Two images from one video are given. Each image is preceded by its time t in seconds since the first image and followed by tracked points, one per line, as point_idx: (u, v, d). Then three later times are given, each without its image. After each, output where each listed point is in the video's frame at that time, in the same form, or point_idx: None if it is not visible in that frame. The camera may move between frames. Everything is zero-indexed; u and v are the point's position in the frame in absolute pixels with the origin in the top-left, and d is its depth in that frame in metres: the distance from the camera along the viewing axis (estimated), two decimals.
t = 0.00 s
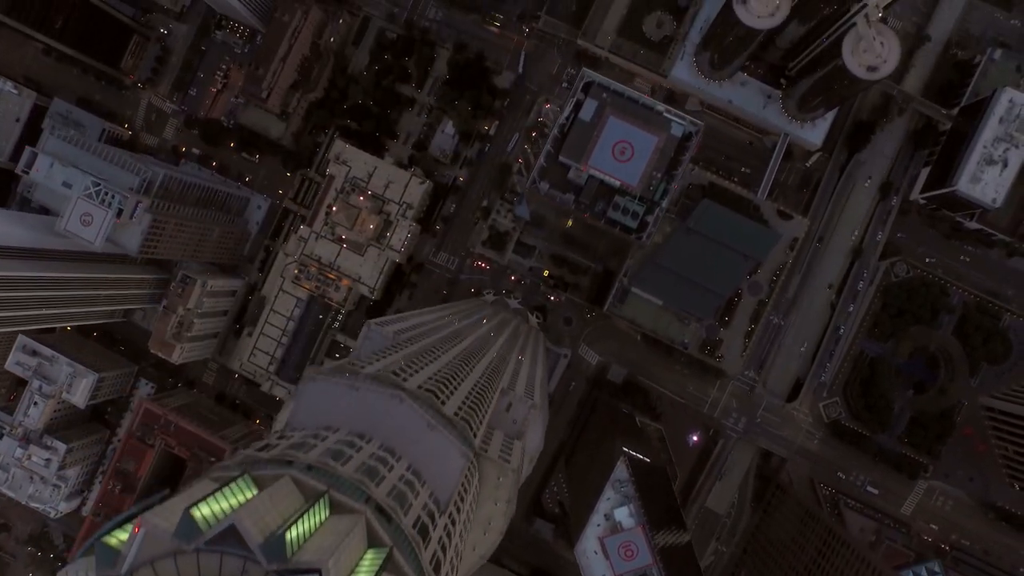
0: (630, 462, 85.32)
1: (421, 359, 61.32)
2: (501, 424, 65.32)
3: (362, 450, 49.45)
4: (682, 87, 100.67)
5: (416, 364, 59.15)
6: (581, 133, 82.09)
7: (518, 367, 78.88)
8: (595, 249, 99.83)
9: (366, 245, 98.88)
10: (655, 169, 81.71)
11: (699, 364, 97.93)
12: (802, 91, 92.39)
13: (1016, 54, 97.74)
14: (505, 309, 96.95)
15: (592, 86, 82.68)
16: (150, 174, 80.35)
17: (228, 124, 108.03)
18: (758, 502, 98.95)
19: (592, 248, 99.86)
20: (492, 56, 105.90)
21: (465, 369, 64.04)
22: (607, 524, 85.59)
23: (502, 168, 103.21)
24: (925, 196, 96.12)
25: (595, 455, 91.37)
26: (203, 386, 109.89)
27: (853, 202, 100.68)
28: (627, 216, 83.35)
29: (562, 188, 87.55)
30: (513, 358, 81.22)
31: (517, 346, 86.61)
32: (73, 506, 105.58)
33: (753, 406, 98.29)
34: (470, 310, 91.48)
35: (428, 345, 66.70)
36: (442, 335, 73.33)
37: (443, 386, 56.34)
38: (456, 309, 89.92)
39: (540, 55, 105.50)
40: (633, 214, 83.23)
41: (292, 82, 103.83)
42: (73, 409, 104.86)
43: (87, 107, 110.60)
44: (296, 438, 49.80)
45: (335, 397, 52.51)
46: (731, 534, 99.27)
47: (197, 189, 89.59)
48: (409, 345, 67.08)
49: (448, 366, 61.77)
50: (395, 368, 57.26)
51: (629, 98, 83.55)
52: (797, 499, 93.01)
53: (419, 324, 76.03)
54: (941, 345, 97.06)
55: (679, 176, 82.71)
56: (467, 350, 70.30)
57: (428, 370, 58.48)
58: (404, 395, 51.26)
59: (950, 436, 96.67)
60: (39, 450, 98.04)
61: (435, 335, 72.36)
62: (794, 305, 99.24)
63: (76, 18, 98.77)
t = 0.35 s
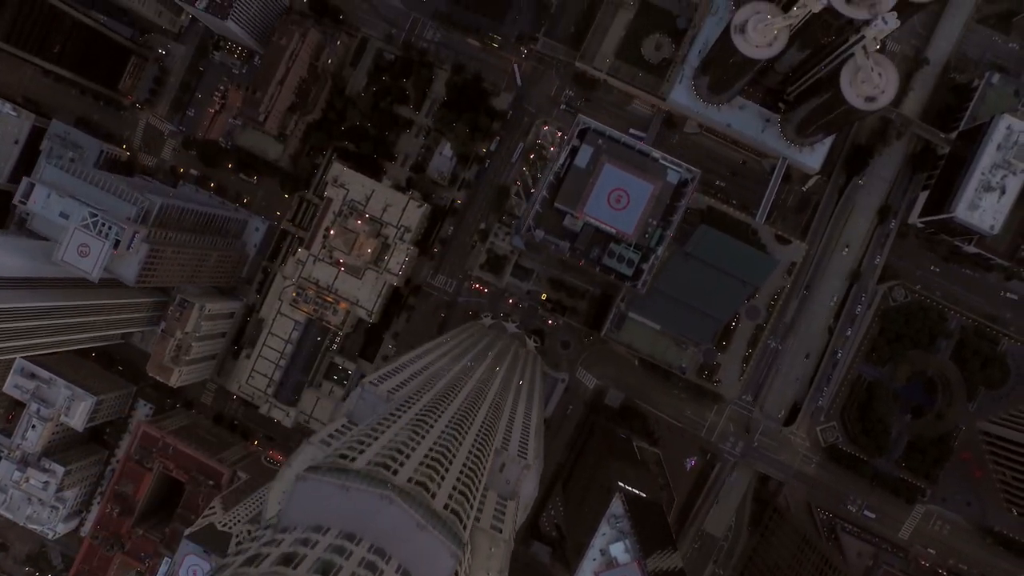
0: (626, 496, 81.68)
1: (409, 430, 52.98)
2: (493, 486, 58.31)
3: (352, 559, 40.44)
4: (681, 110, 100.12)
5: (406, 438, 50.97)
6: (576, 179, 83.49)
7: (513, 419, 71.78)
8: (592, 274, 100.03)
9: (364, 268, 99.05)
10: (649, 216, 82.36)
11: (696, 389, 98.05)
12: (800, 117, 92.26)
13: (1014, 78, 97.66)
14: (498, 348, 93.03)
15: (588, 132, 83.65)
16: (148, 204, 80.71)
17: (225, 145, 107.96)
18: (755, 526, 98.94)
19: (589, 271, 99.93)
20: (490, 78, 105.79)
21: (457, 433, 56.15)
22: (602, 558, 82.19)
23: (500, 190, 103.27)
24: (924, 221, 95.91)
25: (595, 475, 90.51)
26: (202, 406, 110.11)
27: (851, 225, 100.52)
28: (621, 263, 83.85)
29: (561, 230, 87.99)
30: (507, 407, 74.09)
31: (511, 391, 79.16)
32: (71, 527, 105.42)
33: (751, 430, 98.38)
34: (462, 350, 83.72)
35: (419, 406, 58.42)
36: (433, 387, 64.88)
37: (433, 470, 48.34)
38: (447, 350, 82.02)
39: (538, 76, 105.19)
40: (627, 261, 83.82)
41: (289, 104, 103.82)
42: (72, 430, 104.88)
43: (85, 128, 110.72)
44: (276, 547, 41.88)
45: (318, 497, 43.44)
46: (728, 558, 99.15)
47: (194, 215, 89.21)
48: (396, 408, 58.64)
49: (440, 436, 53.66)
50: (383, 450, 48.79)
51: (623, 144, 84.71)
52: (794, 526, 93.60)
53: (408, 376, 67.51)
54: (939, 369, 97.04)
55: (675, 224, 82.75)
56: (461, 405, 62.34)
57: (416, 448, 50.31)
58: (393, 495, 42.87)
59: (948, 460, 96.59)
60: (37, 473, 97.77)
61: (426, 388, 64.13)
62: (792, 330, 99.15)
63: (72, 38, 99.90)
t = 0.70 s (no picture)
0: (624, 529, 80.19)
1: (405, 494, 49.85)
2: (487, 539, 56.43)
3: None
4: (680, 131, 99.69)
5: (399, 505, 48.21)
6: (573, 221, 81.17)
7: (505, 464, 69.79)
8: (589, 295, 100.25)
9: (362, 289, 99.26)
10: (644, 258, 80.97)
11: (694, 411, 98.18)
12: (798, 139, 92.08)
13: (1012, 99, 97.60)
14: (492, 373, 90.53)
15: (582, 175, 82.32)
16: (144, 230, 80.63)
17: (222, 164, 107.86)
18: (753, 547, 99.02)
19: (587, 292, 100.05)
20: (488, 97, 105.64)
21: (452, 488, 54.15)
22: None
23: (498, 211, 103.19)
24: (922, 243, 95.74)
25: (595, 495, 87.68)
26: (201, 425, 110.27)
27: (849, 246, 100.29)
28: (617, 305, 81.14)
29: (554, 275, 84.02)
30: (499, 449, 71.99)
31: (502, 431, 77.16)
32: (69, 546, 105.31)
33: (748, 451, 98.48)
34: (460, 384, 81.04)
35: (414, 458, 56.21)
36: (428, 432, 62.72)
37: (428, 538, 46.47)
38: (441, 385, 79.75)
39: (536, 96, 105.02)
40: (622, 303, 81.28)
41: (287, 124, 103.77)
42: (70, 450, 104.87)
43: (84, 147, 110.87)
44: None
45: None
46: None
47: (189, 238, 88.83)
48: (390, 460, 56.48)
49: (435, 494, 51.69)
50: (376, 521, 46.13)
51: (617, 185, 83.08)
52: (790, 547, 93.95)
53: (402, 421, 65.13)
54: (937, 391, 97.07)
55: (671, 267, 79.29)
56: (456, 453, 60.32)
57: (411, 513, 48.23)
58: None
59: (946, 482, 96.65)
60: (34, 494, 97.60)
61: (420, 435, 61.89)
62: (789, 351, 99.15)
63: (70, 60, 99.23)
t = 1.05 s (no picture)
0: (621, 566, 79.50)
1: (401, 558, 49.36)
2: None
3: None
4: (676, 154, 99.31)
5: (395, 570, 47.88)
6: (566, 270, 77.87)
7: (502, 507, 68.44)
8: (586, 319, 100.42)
9: (360, 313, 99.30)
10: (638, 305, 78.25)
11: (691, 435, 98.28)
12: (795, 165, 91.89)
13: (1008, 123, 97.78)
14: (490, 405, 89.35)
15: (577, 221, 78.78)
16: (141, 261, 81.05)
17: (219, 186, 107.70)
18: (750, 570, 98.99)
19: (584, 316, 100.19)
20: (485, 119, 105.57)
21: (449, 544, 53.37)
22: None
23: (494, 234, 103.04)
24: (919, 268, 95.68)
25: (589, 518, 88.76)
26: (199, 447, 110.33)
27: (846, 268, 100.27)
28: (611, 352, 78.62)
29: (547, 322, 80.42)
30: (496, 491, 70.65)
31: (499, 469, 75.86)
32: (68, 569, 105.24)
33: (745, 474, 98.59)
34: (456, 420, 80.73)
35: (409, 514, 55.74)
36: (423, 484, 61.62)
37: None
38: (437, 424, 78.62)
39: (532, 118, 104.80)
40: (616, 350, 78.64)
41: (284, 148, 103.87)
42: (68, 473, 104.82)
43: (81, 170, 110.72)
44: None
45: None
46: None
47: (185, 266, 89.23)
48: (385, 521, 55.68)
49: (432, 557, 50.61)
50: None
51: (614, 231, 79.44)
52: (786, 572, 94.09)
53: (399, 470, 65.06)
54: (935, 416, 97.20)
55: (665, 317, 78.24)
56: (452, 506, 59.17)
57: None
58: None
59: (943, 506, 96.71)
60: (32, 518, 97.58)
61: (415, 489, 60.92)
62: (786, 375, 99.22)
63: (66, 85, 98.56)
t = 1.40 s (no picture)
0: None
1: None
2: None
3: None
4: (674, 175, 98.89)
5: None
6: (561, 312, 74.53)
7: (500, 544, 66.52)
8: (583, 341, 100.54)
9: (358, 335, 99.23)
10: (635, 347, 73.72)
11: (688, 457, 98.38)
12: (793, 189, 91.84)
13: (1005, 144, 97.76)
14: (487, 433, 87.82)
15: (573, 264, 75.98)
16: (138, 288, 81.03)
17: (216, 206, 107.67)
18: None
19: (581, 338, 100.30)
20: (483, 139, 105.40)
21: None
22: None
23: (492, 255, 103.05)
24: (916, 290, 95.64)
25: (586, 541, 88.85)
26: (197, 466, 110.46)
27: (844, 289, 100.25)
28: (606, 397, 75.34)
29: (542, 365, 76.75)
30: (493, 527, 68.74)
31: (496, 502, 74.04)
32: None
33: (742, 495, 98.74)
34: (453, 450, 79.71)
35: (406, 563, 54.67)
36: (419, 528, 60.72)
37: None
38: (432, 457, 77.73)
39: (530, 139, 104.65)
40: (612, 395, 75.23)
41: (281, 169, 103.92)
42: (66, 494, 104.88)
43: (79, 189, 110.77)
44: None
45: None
46: None
47: (182, 291, 89.15)
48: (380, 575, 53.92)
49: None
50: None
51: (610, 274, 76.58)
52: None
53: (395, 513, 64.02)
54: (932, 437, 97.28)
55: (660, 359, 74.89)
56: (449, 550, 58.06)
57: None
58: None
59: (941, 527, 96.78)
60: (29, 541, 97.34)
61: (411, 535, 59.72)
62: (783, 396, 99.38)
63: (63, 107, 98.82)
